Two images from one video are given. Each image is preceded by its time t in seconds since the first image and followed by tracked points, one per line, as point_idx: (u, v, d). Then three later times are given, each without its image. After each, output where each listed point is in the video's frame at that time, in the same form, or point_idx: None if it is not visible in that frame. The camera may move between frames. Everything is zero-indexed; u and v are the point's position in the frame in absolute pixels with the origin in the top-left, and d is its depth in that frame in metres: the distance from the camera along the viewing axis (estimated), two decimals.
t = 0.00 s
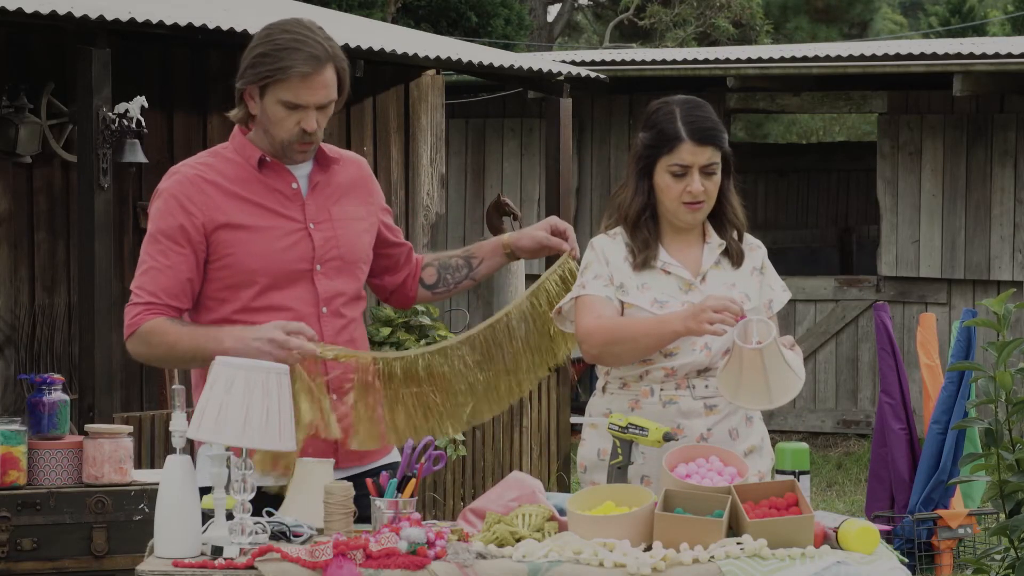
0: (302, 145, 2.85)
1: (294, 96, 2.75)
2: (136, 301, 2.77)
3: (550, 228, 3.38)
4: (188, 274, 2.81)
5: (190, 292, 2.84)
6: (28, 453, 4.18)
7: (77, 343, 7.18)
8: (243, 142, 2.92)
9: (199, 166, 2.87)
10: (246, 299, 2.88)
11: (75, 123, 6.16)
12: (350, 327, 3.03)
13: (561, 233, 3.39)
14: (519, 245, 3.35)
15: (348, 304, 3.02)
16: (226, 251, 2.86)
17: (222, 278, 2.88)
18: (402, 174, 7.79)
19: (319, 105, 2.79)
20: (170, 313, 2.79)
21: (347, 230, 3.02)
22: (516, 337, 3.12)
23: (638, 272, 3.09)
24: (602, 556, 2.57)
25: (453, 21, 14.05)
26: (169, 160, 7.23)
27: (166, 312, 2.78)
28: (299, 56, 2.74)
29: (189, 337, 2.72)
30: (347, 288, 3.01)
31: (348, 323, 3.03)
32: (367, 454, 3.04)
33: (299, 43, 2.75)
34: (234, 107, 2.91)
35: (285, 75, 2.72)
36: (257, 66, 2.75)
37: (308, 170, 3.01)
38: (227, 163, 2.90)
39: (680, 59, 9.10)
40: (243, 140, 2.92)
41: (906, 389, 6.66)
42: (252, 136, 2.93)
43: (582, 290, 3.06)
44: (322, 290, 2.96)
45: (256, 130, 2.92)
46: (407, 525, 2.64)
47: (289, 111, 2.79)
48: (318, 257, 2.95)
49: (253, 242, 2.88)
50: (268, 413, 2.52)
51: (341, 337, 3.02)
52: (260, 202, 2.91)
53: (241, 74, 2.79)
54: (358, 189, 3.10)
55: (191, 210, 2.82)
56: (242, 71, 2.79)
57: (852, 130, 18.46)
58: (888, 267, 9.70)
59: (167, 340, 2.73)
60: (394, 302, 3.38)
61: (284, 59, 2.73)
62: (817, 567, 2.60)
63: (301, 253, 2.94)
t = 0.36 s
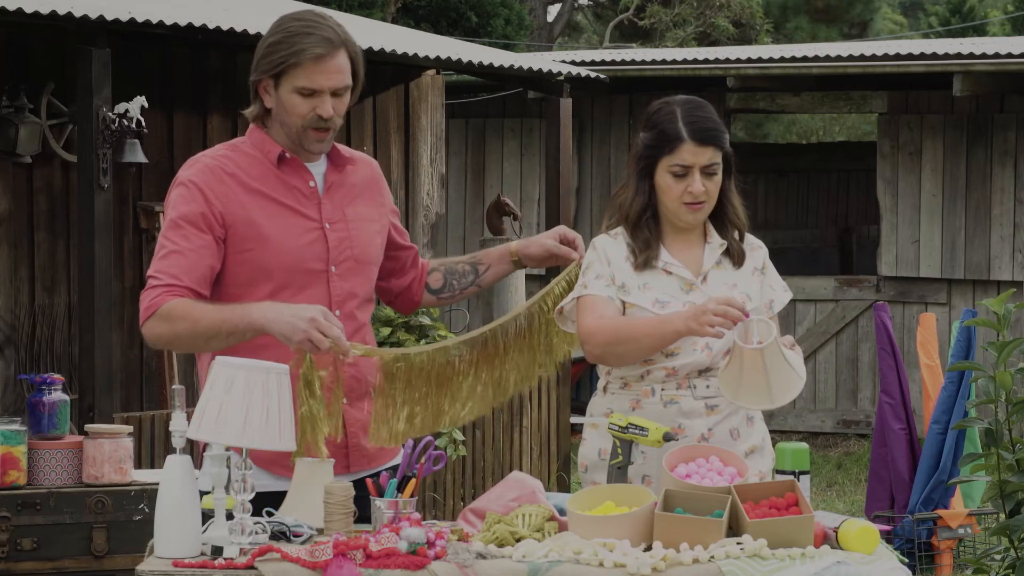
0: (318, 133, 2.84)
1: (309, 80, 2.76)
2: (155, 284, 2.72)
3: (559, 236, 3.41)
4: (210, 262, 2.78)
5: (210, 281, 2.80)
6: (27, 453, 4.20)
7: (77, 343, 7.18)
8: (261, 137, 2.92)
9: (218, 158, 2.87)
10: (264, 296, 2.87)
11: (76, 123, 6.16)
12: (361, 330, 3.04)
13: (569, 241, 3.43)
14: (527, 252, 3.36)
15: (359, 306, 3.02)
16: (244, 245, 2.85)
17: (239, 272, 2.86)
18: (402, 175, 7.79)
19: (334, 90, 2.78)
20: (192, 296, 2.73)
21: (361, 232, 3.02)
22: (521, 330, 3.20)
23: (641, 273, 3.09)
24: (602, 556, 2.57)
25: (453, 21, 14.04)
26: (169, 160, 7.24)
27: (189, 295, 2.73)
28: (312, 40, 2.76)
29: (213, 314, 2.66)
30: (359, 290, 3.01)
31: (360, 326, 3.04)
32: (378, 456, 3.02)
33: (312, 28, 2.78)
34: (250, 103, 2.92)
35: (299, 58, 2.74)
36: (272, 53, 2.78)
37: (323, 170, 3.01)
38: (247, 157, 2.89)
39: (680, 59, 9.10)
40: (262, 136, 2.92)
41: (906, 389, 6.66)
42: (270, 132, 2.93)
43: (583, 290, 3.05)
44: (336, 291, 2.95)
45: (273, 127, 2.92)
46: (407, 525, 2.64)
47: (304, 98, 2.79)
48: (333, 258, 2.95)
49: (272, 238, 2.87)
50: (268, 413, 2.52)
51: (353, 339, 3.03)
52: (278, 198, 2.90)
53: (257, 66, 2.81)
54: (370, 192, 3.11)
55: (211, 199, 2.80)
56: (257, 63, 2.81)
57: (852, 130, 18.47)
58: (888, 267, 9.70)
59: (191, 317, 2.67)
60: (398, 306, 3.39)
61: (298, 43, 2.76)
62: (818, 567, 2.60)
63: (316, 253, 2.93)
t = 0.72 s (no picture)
0: (326, 131, 2.83)
1: (319, 77, 2.76)
2: (164, 282, 2.71)
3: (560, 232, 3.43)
4: (218, 260, 2.77)
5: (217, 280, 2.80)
6: (27, 453, 4.21)
7: (77, 343, 7.17)
8: (267, 136, 2.91)
9: (223, 157, 2.87)
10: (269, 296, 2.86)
11: (76, 123, 6.16)
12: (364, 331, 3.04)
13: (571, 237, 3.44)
14: (530, 249, 3.36)
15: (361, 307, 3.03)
16: (250, 244, 2.85)
17: (245, 272, 2.85)
18: (402, 175, 7.80)
19: (343, 89, 2.79)
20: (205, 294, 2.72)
21: (365, 232, 3.02)
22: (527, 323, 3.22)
23: (644, 272, 3.09)
24: (602, 556, 2.57)
25: (453, 21, 14.04)
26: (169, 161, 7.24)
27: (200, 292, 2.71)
28: (323, 38, 2.78)
29: (227, 309, 2.64)
30: (362, 292, 3.01)
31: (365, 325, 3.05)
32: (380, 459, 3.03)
33: (321, 27, 2.79)
34: (257, 103, 2.93)
35: (310, 54, 2.75)
36: (282, 51, 2.78)
37: (327, 170, 3.01)
38: (252, 157, 2.90)
39: (680, 59, 9.10)
40: (268, 135, 2.91)
41: (907, 389, 6.66)
42: (275, 132, 2.93)
43: (585, 290, 3.06)
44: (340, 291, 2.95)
45: (278, 126, 2.92)
46: (407, 526, 2.64)
47: (313, 96, 2.79)
48: (338, 258, 2.95)
49: (278, 238, 2.87)
50: (268, 414, 2.51)
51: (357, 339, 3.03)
52: (283, 198, 2.90)
53: (266, 64, 2.81)
54: (374, 193, 3.11)
55: (217, 197, 2.80)
56: (266, 60, 2.81)
57: (852, 130, 18.48)
58: (888, 267, 9.70)
59: (205, 313, 2.65)
60: (400, 306, 3.39)
61: (308, 40, 2.77)
62: (817, 567, 2.60)
63: (321, 254, 2.93)
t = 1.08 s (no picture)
0: (320, 129, 2.82)
1: (312, 72, 2.76)
2: (162, 280, 2.71)
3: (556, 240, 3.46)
4: (215, 258, 2.77)
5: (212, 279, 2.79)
6: (27, 452, 4.21)
7: (77, 343, 7.16)
8: (260, 136, 2.91)
9: (216, 156, 2.87)
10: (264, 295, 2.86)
11: (76, 123, 6.16)
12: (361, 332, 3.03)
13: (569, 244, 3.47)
14: (528, 255, 3.39)
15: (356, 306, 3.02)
16: (244, 243, 2.85)
17: (238, 271, 2.85)
18: (402, 176, 7.80)
19: (337, 85, 2.79)
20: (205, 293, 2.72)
21: (357, 233, 3.02)
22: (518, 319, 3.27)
23: (643, 273, 3.08)
24: (602, 556, 2.57)
25: (453, 21, 14.03)
26: (169, 161, 7.24)
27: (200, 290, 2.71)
28: (317, 33, 2.78)
29: (228, 308, 2.64)
30: (355, 291, 3.01)
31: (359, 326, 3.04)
32: (375, 458, 3.02)
33: (316, 22, 2.79)
34: (250, 100, 2.92)
35: (304, 50, 2.75)
36: (276, 45, 2.78)
37: (320, 170, 3.01)
38: (245, 156, 2.90)
39: (680, 59, 9.10)
40: (260, 135, 2.92)
41: (906, 389, 6.66)
42: (268, 131, 2.93)
43: (585, 291, 3.05)
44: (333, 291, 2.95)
45: (271, 124, 2.92)
46: (407, 525, 2.64)
47: (307, 92, 2.78)
48: (330, 258, 2.95)
49: (272, 238, 2.87)
50: (268, 413, 2.51)
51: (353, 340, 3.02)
52: (275, 198, 2.90)
53: (259, 59, 2.81)
54: (366, 193, 3.11)
55: (210, 195, 2.80)
56: (260, 56, 2.81)
57: (852, 130, 18.48)
58: (888, 267, 9.70)
59: (205, 313, 2.64)
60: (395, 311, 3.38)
61: (303, 35, 2.77)
62: (817, 567, 2.60)
63: (313, 253, 2.93)
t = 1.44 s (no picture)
0: (314, 125, 2.83)
1: (307, 69, 2.76)
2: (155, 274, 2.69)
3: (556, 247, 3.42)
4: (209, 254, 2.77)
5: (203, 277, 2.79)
6: (27, 453, 4.22)
7: (77, 343, 7.16)
8: (252, 135, 2.91)
9: (210, 154, 2.87)
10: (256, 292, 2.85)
11: (76, 123, 6.16)
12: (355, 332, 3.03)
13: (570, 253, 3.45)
14: (528, 266, 3.36)
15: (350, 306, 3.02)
16: (236, 240, 2.84)
17: (229, 270, 2.85)
18: (402, 176, 7.80)
19: (330, 82, 2.79)
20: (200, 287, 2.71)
21: (350, 232, 3.02)
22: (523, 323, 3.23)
23: (643, 274, 3.08)
24: (602, 556, 2.57)
25: (453, 21, 14.03)
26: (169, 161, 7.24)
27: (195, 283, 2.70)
28: (312, 30, 2.78)
29: (221, 302, 2.62)
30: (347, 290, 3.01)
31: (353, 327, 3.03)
32: (369, 457, 3.02)
33: (310, 20, 2.79)
34: (244, 99, 2.91)
35: (298, 46, 2.75)
36: (270, 43, 2.78)
37: (314, 169, 3.01)
38: (238, 154, 2.90)
39: (680, 60, 9.10)
40: (252, 134, 2.91)
41: (907, 389, 6.66)
42: (260, 130, 2.93)
43: (582, 294, 3.06)
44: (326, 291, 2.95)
45: (264, 124, 2.92)
46: (407, 525, 2.64)
47: (300, 89, 2.78)
48: (323, 257, 2.95)
49: (265, 236, 2.87)
50: (268, 413, 2.51)
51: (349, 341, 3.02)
52: (268, 196, 2.90)
53: (253, 57, 2.81)
54: (360, 193, 3.10)
55: (202, 191, 2.80)
56: (254, 54, 2.81)
57: (852, 130, 18.49)
58: (888, 267, 9.71)
59: (199, 310, 2.64)
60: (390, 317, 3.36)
61: (297, 31, 2.77)
62: (818, 567, 2.60)
63: (305, 251, 2.93)
